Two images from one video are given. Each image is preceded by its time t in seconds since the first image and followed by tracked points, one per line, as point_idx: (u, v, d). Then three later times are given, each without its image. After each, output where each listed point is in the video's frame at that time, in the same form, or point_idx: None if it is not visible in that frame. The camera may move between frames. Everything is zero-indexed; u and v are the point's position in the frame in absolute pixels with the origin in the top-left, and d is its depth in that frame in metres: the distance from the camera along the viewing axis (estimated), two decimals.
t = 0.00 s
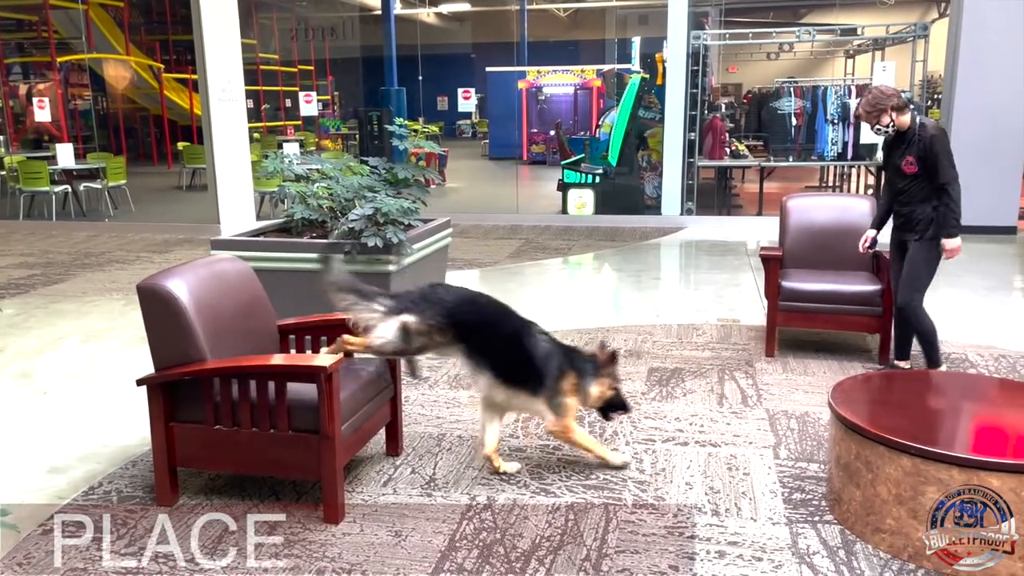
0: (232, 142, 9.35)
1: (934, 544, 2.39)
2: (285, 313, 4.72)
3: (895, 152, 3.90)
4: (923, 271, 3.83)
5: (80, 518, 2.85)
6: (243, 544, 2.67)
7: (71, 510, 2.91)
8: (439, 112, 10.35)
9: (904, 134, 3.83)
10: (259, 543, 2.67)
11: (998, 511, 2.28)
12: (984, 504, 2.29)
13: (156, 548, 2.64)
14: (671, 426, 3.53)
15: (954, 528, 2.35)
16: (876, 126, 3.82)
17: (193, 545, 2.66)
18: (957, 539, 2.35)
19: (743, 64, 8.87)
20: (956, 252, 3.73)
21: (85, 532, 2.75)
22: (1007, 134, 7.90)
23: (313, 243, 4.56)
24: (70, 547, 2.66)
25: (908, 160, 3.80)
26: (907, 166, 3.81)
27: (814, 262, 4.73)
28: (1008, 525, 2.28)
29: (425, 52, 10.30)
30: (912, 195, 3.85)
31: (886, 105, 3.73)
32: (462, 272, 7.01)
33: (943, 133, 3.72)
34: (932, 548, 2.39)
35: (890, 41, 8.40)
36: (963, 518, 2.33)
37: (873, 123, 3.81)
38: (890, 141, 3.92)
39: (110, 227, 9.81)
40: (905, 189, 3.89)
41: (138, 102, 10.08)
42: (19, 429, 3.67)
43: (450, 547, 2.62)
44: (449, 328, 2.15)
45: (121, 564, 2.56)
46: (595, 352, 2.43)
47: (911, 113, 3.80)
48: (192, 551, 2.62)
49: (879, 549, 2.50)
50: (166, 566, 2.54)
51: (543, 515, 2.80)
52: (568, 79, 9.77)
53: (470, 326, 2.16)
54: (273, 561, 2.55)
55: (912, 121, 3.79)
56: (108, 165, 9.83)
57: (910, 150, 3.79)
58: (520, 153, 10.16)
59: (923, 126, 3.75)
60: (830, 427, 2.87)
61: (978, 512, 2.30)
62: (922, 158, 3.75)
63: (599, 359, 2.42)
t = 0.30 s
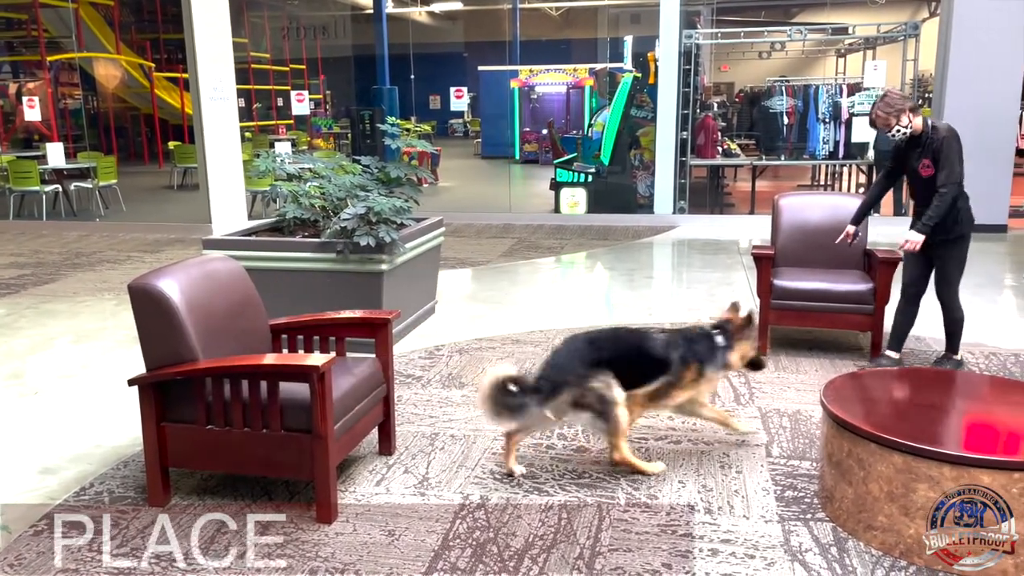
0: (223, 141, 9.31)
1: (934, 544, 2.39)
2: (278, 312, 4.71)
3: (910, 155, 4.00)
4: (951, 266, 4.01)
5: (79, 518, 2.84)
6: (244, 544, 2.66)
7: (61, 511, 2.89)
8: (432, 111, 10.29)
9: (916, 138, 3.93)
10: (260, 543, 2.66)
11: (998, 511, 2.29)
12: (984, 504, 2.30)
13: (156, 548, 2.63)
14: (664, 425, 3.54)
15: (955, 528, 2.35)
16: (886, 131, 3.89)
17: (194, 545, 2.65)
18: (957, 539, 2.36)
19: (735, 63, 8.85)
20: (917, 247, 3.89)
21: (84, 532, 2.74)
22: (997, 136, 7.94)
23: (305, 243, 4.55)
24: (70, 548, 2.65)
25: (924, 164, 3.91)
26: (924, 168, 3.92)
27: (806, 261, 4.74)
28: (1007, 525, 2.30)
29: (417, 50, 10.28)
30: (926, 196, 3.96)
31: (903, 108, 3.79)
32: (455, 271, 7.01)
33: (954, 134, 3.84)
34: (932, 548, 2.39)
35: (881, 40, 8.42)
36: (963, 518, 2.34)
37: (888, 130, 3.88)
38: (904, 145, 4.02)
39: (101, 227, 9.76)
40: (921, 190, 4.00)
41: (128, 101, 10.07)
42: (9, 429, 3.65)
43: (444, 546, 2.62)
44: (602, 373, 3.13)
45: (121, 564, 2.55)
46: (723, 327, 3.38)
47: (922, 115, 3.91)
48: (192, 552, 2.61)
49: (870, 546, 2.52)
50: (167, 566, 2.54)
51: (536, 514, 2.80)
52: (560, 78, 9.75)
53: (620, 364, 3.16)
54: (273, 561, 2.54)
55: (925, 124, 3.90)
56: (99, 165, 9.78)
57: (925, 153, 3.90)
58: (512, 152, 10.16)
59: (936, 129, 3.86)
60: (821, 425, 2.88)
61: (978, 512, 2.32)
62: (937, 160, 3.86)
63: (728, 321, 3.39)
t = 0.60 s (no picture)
0: (212, 141, 9.26)
1: (934, 544, 2.39)
2: (269, 313, 4.70)
3: (903, 151, 4.03)
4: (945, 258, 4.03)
5: (79, 518, 2.83)
6: (242, 544, 2.65)
7: (51, 513, 2.87)
8: (422, 111, 10.29)
9: (911, 135, 3.96)
10: (259, 543, 2.65)
11: (998, 511, 2.31)
12: (984, 504, 2.31)
13: (156, 549, 2.63)
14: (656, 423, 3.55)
15: (955, 528, 2.36)
16: (889, 129, 3.89)
17: (193, 545, 2.64)
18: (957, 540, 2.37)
19: (725, 62, 8.88)
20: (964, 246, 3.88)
21: (84, 532, 2.74)
22: (985, 136, 7.99)
23: (296, 242, 4.54)
24: (70, 548, 2.64)
25: (921, 159, 3.94)
26: (921, 163, 3.96)
27: (797, 260, 4.76)
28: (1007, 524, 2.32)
29: (408, 50, 10.27)
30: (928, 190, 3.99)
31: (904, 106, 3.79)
32: (446, 270, 7.01)
33: (949, 128, 3.89)
34: (932, 547, 2.40)
35: (871, 40, 8.46)
36: (963, 518, 2.34)
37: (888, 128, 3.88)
38: (897, 142, 4.05)
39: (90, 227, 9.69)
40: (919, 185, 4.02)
41: (118, 101, 9.98)
42: None
43: (435, 545, 2.62)
44: (733, 354, 3.10)
45: (119, 564, 2.55)
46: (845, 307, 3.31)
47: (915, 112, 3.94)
48: (191, 552, 2.61)
49: (861, 543, 2.53)
50: (168, 565, 2.53)
51: (528, 513, 2.81)
52: (551, 77, 9.76)
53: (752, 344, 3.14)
54: (270, 562, 2.53)
55: (919, 120, 3.93)
56: (88, 165, 9.72)
57: (921, 147, 3.94)
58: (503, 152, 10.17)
59: (930, 124, 3.90)
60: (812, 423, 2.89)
61: (978, 512, 2.33)
62: (934, 153, 3.90)
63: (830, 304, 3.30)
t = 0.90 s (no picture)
0: (200, 141, 9.20)
1: (934, 544, 2.40)
2: (258, 313, 4.67)
3: (881, 149, 4.07)
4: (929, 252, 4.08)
5: (79, 517, 2.83)
6: (242, 545, 2.64)
7: (38, 516, 2.85)
8: (411, 110, 10.26)
9: (889, 132, 4.01)
10: (251, 544, 2.65)
11: (998, 511, 2.33)
12: (984, 504, 2.33)
13: (157, 548, 2.62)
14: (645, 422, 3.56)
15: (955, 528, 2.38)
16: (872, 130, 3.93)
17: (181, 548, 2.63)
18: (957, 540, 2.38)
19: (714, 62, 8.91)
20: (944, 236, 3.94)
21: (85, 532, 2.74)
22: (970, 135, 8.05)
23: (284, 242, 4.53)
24: (69, 548, 2.64)
25: (901, 155, 3.99)
26: (900, 159, 4.00)
27: (785, 258, 4.78)
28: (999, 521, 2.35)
29: (396, 50, 10.27)
30: (907, 186, 4.04)
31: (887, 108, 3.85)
32: (436, 270, 7.01)
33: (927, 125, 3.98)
34: (932, 548, 2.40)
35: (858, 39, 8.47)
36: (963, 518, 2.36)
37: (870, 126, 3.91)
38: (872, 141, 4.08)
39: (77, 228, 9.62)
40: (896, 181, 4.06)
41: (104, 101, 9.91)
42: None
43: (425, 545, 2.62)
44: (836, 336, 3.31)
45: (120, 563, 2.54)
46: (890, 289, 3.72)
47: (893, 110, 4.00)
48: (191, 552, 2.60)
49: (849, 540, 2.55)
50: (169, 565, 2.53)
51: (518, 512, 2.81)
52: (541, 76, 9.79)
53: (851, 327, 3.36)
54: (269, 563, 2.53)
55: (898, 118, 3.99)
56: (75, 166, 9.65)
57: (900, 144, 3.99)
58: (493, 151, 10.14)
59: (909, 121, 3.97)
60: (800, 420, 2.91)
61: (978, 512, 2.35)
62: (914, 149, 3.97)
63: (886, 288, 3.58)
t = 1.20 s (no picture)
0: (186, 141, 9.16)
1: (934, 544, 2.41)
2: (244, 314, 4.65)
3: (860, 145, 4.11)
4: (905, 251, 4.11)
5: (78, 517, 2.82)
6: (241, 545, 2.64)
7: (22, 519, 2.83)
8: (399, 110, 10.20)
9: (869, 129, 4.05)
10: (237, 545, 2.63)
11: (998, 511, 2.35)
12: (984, 504, 2.35)
13: (157, 548, 2.62)
14: (633, 420, 3.57)
15: (955, 528, 2.38)
16: (847, 128, 4.02)
17: (168, 550, 2.62)
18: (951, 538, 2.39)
19: (700, 61, 8.95)
20: (913, 232, 4.00)
21: (85, 532, 2.73)
22: (952, 134, 8.12)
23: (270, 243, 4.51)
24: (65, 548, 2.63)
25: (878, 151, 4.03)
26: (879, 155, 4.04)
27: (771, 257, 4.81)
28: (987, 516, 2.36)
29: (383, 49, 10.26)
30: (884, 182, 4.07)
31: (865, 107, 3.91)
32: (424, 270, 7.00)
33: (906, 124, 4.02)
34: (932, 548, 2.41)
35: (842, 38, 8.56)
36: (963, 518, 2.37)
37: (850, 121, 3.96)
38: (852, 137, 4.13)
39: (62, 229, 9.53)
40: (873, 177, 4.10)
41: (89, 101, 9.83)
42: None
43: (413, 545, 2.61)
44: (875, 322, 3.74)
45: (121, 562, 2.55)
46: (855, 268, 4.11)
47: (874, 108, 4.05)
48: (191, 552, 2.60)
49: (835, 536, 2.56)
50: (170, 565, 2.53)
51: (506, 511, 2.81)
52: (528, 76, 9.79)
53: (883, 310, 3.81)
54: (268, 563, 2.52)
55: (878, 115, 4.04)
56: (59, 166, 9.57)
57: (879, 140, 4.03)
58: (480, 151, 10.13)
59: (889, 119, 4.02)
60: (787, 418, 2.93)
61: (978, 512, 2.36)
62: (892, 146, 4.01)
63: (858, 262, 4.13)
